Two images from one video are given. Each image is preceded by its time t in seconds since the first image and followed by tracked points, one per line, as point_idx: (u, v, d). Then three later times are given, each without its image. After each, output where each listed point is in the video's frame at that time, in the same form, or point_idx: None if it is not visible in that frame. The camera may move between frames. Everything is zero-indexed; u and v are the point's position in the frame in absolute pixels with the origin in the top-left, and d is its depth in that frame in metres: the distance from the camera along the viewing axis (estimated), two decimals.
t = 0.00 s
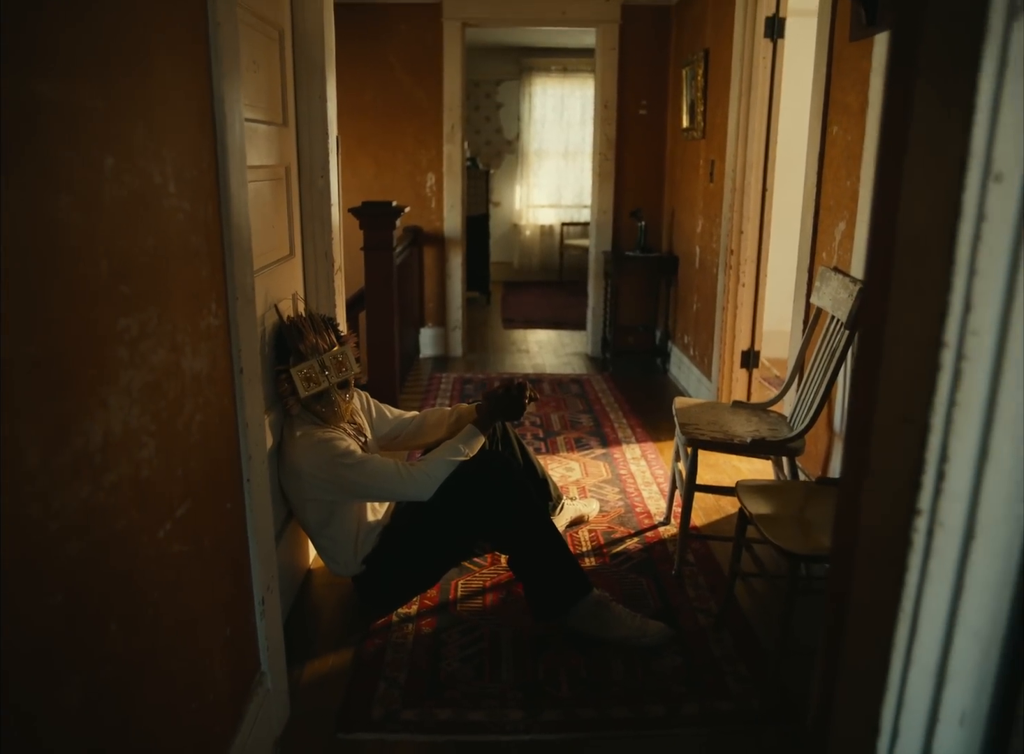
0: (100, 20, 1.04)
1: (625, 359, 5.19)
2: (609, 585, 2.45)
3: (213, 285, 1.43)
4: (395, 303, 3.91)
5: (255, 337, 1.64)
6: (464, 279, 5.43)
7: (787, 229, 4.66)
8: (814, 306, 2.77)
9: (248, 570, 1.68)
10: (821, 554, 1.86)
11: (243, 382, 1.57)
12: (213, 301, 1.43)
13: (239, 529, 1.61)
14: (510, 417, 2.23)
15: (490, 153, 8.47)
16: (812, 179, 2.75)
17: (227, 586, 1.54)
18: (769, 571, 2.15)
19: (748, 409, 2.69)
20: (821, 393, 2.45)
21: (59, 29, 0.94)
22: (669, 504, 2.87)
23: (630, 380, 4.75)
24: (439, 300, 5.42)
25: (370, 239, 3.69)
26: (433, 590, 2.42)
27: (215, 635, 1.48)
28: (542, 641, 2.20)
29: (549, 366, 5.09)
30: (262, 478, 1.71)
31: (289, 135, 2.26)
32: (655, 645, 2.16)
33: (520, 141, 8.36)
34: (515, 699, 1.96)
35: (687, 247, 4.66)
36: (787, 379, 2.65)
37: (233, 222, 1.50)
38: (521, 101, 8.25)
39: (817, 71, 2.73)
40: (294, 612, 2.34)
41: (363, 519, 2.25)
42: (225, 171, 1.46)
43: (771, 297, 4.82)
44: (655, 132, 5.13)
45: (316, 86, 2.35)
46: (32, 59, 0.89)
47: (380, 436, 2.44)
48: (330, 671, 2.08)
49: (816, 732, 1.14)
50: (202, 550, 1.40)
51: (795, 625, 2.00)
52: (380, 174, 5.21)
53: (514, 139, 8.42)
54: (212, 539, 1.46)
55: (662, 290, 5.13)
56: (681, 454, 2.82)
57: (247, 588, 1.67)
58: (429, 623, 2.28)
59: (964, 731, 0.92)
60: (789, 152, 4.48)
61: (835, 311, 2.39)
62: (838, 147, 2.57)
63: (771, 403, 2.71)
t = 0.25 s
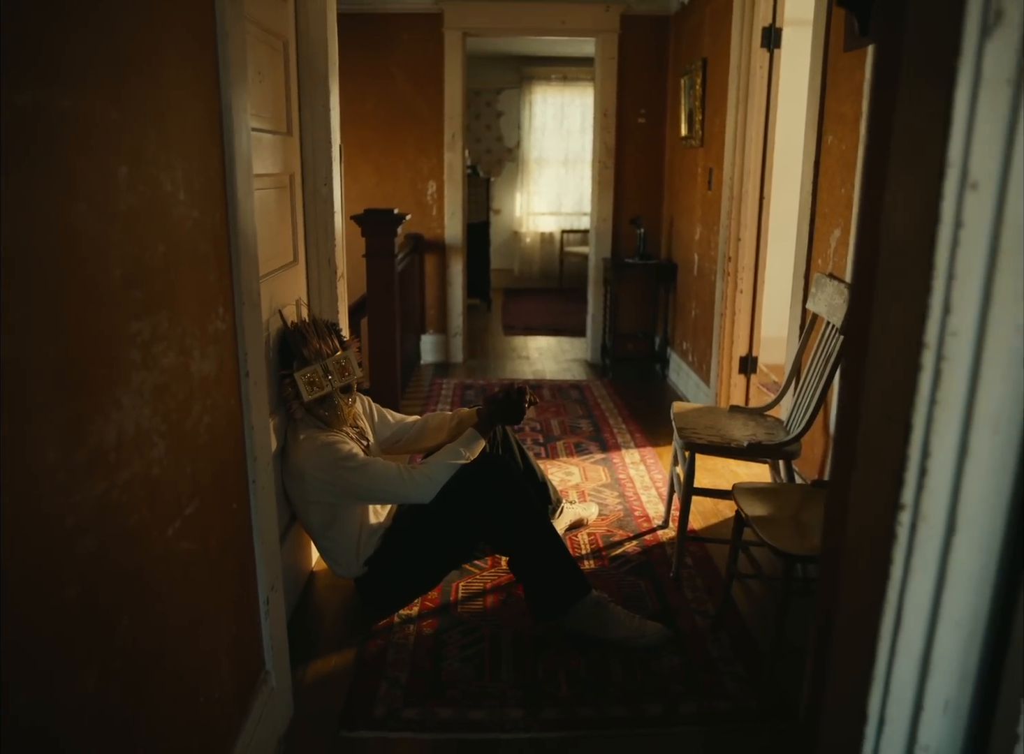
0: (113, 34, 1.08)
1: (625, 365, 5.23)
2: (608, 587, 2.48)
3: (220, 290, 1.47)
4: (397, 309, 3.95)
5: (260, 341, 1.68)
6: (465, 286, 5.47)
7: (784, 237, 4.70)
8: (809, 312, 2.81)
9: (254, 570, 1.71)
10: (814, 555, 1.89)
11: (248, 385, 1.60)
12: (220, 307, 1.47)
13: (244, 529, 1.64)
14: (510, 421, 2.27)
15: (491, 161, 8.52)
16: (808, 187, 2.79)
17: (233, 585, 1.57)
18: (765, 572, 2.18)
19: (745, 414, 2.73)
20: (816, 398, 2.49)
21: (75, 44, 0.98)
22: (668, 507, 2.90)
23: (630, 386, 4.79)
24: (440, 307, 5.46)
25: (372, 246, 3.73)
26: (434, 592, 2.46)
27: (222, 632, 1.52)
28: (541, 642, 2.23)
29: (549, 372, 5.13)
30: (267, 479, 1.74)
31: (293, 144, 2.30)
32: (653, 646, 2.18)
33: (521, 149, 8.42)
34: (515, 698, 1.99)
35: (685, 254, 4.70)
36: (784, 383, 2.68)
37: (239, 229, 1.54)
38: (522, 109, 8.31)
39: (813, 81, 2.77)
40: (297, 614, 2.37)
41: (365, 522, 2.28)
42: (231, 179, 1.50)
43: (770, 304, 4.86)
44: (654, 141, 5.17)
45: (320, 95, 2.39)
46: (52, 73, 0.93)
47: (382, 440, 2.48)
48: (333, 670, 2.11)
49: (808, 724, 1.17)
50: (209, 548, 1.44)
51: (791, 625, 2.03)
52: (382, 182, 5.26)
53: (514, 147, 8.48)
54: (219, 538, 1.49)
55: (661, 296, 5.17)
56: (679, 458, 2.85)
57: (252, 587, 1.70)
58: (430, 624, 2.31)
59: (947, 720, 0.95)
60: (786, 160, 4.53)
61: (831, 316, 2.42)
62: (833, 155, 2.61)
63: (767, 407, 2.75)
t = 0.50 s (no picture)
0: (127, 45, 1.12)
1: (624, 369, 5.27)
2: (607, 586, 2.51)
3: (227, 293, 1.51)
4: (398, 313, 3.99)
5: (265, 343, 1.72)
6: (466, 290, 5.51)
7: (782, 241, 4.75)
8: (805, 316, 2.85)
9: (259, 567, 1.75)
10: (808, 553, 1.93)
11: (254, 385, 1.64)
12: (228, 309, 1.51)
13: (250, 527, 1.68)
14: (510, 422, 2.30)
15: (491, 166, 8.58)
16: (804, 192, 2.83)
17: (239, 581, 1.61)
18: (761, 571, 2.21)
19: (742, 415, 2.77)
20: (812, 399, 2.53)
21: (92, 56, 1.02)
22: (666, 508, 2.94)
23: (629, 389, 4.83)
24: (441, 311, 5.50)
25: (374, 251, 3.77)
26: (435, 591, 2.49)
27: (228, 627, 1.55)
28: (541, 640, 2.26)
29: (549, 375, 5.17)
30: (271, 478, 1.78)
31: (297, 150, 2.34)
32: (651, 644, 2.22)
33: (521, 154, 8.47)
34: (515, 695, 2.02)
35: (684, 258, 4.75)
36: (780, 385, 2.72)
37: (246, 233, 1.58)
38: (522, 115, 8.36)
39: (808, 87, 2.82)
40: (301, 612, 2.40)
41: (368, 521, 2.32)
42: (238, 185, 1.54)
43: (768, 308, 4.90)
44: (653, 147, 5.22)
45: (323, 102, 2.43)
46: (71, 84, 0.97)
47: (384, 441, 2.51)
48: (336, 668, 2.14)
49: (800, 713, 1.20)
50: (216, 545, 1.48)
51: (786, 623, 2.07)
52: (383, 187, 5.30)
53: (514, 153, 8.53)
54: (226, 535, 1.53)
55: (660, 300, 5.21)
56: (677, 460, 2.89)
57: (257, 584, 1.74)
58: (431, 622, 2.35)
59: (932, 706, 0.99)
60: (784, 165, 4.57)
61: (826, 319, 2.46)
62: (828, 161, 2.65)
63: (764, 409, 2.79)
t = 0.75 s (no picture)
0: (141, 55, 1.16)
1: (624, 374, 5.30)
2: (606, 587, 2.55)
3: (235, 296, 1.54)
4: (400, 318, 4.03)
5: (271, 346, 1.76)
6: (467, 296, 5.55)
7: (780, 247, 4.79)
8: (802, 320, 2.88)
9: (264, 565, 1.78)
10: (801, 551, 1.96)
11: (260, 387, 1.68)
12: (235, 313, 1.55)
13: (256, 525, 1.71)
14: (510, 425, 2.34)
15: (492, 173, 8.63)
16: (800, 198, 2.87)
17: (245, 579, 1.65)
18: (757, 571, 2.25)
19: (739, 418, 2.81)
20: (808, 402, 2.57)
21: (108, 66, 1.06)
22: (664, 511, 2.97)
23: (629, 394, 4.86)
24: (442, 317, 5.55)
25: (376, 256, 3.81)
26: (437, 592, 2.53)
27: (234, 623, 1.59)
28: (541, 639, 2.30)
29: (549, 380, 5.20)
30: (276, 478, 1.82)
31: (301, 157, 2.39)
32: (649, 643, 2.25)
33: (521, 161, 8.52)
34: (515, 692, 2.06)
35: (683, 264, 4.79)
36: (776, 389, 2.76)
37: (253, 239, 1.62)
38: (522, 122, 8.42)
39: (804, 96, 2.86)
40: (304, 612, 2.44)
41: (370, 522, 2.35)
42: (245, 192, 1.58)
43: (765, 313, 4.95)
44: (652, 153, 5.27)
45: (327, 110, 2.48)
46: (89, 95, 1.01)
47: (386, 444, 2.55)
48: (338, 666, 2.18)
49: (793, 704, 1.24)
50: (224, 542, 1.51)
51: (781, 622, 2.10)
52: (385, 194, 5.35)
53: (514, 159, 8.58)
54: (233, 532, 1.56)
55: (660, 306, 5.26)
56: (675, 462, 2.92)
57: (262, 582, 1.77)
58: (432, 622, 2.38)
59: (917, 693, 1.02)
60: (782, 171, 4.62)
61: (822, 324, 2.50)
62: (823, 168, 2.70)
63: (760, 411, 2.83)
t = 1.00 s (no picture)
0: (155, 63, 1.20)
1: (623, 376, 5.34)
2: (605, 585, 2.58)
3: (242, 299, 1.58)
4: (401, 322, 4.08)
5: (276, 347, 1.80)
6: (467, 299, 5.59)
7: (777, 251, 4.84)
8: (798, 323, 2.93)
9: (269, 561, 1.82)
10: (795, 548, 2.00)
11: (266, 387, 1.72)
12: (242, 315, 1.59)
13: (261, 522, 1.75)
14: (510, 425, 2.38)
15: (492, 177, 8.68)
16: (796, 203, 2.91)
17: (251, 574, 1.68)
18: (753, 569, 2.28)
19: (736, 419, 2.85)
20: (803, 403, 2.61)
21: (125, 76, 1.10)
22: (663, 511, 3.01)
23: (628, 396, 4.90)
24: (443, 320, 5.59)
25: (377, 260, 3.85)
26: (438, 590, 2.56)
27: (241, 617, 1.63)
28: (540, 636, 2.33)
29: (549, 383, 5.24)
30: (281, 476, 1.85)
31: (304, 162, 2.43)
32: (647, 640, 2.29)
33: (522, 165, 8.57)
34: (515, 688, 2.09)
35: (681, 268, 4.83)
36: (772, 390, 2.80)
37: (259, 242, 1.66)
38: (522, 127, 8.47)
39: (799, 102, 2.90)
40: (307, 610, 2.48)
41: (372, 522, 2.39)
42: (251, 196, 1.62)
43: (763, 316, 4.99)
44: (651, 158, 5.32)
45: (330, 116, 2.52)
46: (107, 104, 1.05)
47: (388, 445, 2.58)
48: (341, 662, 2.21)
49: (785, 694, 1.28)
50: (231, 537, 1.55)
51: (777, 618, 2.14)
52: (386, 198, 5.40)
53: (515, 164, 8.63)
54: (239, 528, 1.60)
55: (659, 309, 5.30)
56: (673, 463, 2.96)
57: (267, 578, 1.81)
58: (434, 620, 2.42)
59: (902, 680, 1.06)
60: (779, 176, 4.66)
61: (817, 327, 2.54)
62: (818, 173, 2.74)
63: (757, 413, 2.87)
